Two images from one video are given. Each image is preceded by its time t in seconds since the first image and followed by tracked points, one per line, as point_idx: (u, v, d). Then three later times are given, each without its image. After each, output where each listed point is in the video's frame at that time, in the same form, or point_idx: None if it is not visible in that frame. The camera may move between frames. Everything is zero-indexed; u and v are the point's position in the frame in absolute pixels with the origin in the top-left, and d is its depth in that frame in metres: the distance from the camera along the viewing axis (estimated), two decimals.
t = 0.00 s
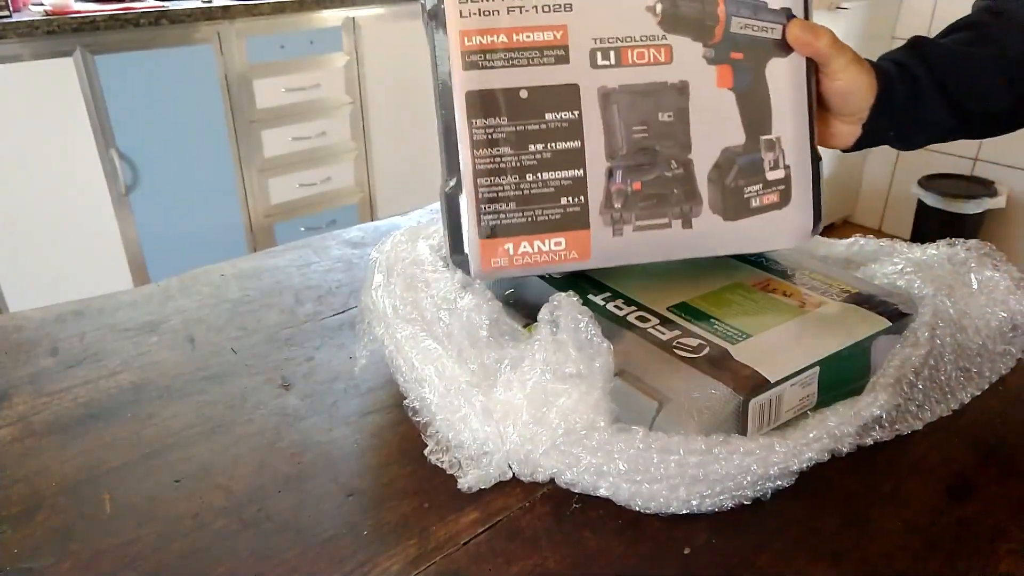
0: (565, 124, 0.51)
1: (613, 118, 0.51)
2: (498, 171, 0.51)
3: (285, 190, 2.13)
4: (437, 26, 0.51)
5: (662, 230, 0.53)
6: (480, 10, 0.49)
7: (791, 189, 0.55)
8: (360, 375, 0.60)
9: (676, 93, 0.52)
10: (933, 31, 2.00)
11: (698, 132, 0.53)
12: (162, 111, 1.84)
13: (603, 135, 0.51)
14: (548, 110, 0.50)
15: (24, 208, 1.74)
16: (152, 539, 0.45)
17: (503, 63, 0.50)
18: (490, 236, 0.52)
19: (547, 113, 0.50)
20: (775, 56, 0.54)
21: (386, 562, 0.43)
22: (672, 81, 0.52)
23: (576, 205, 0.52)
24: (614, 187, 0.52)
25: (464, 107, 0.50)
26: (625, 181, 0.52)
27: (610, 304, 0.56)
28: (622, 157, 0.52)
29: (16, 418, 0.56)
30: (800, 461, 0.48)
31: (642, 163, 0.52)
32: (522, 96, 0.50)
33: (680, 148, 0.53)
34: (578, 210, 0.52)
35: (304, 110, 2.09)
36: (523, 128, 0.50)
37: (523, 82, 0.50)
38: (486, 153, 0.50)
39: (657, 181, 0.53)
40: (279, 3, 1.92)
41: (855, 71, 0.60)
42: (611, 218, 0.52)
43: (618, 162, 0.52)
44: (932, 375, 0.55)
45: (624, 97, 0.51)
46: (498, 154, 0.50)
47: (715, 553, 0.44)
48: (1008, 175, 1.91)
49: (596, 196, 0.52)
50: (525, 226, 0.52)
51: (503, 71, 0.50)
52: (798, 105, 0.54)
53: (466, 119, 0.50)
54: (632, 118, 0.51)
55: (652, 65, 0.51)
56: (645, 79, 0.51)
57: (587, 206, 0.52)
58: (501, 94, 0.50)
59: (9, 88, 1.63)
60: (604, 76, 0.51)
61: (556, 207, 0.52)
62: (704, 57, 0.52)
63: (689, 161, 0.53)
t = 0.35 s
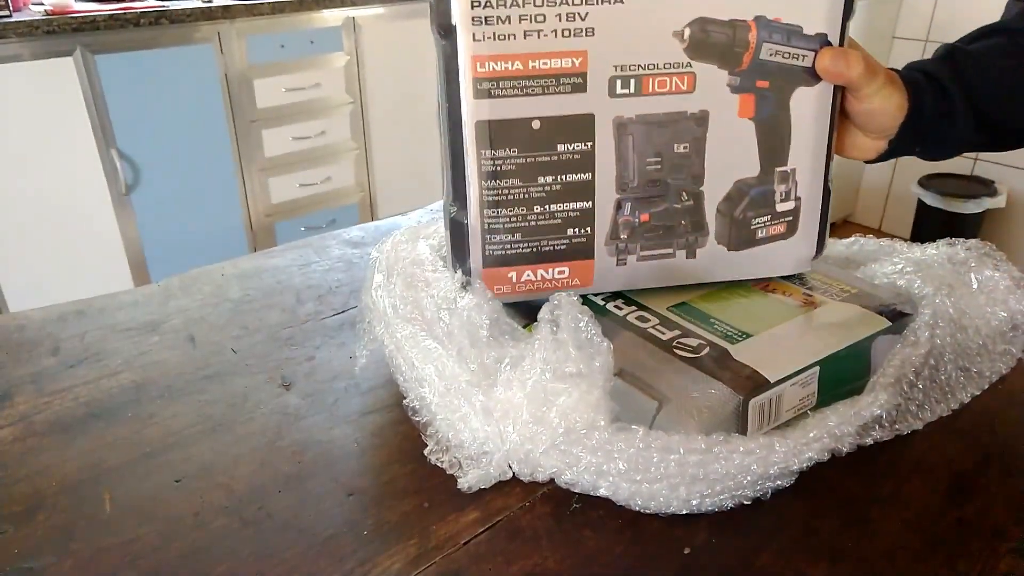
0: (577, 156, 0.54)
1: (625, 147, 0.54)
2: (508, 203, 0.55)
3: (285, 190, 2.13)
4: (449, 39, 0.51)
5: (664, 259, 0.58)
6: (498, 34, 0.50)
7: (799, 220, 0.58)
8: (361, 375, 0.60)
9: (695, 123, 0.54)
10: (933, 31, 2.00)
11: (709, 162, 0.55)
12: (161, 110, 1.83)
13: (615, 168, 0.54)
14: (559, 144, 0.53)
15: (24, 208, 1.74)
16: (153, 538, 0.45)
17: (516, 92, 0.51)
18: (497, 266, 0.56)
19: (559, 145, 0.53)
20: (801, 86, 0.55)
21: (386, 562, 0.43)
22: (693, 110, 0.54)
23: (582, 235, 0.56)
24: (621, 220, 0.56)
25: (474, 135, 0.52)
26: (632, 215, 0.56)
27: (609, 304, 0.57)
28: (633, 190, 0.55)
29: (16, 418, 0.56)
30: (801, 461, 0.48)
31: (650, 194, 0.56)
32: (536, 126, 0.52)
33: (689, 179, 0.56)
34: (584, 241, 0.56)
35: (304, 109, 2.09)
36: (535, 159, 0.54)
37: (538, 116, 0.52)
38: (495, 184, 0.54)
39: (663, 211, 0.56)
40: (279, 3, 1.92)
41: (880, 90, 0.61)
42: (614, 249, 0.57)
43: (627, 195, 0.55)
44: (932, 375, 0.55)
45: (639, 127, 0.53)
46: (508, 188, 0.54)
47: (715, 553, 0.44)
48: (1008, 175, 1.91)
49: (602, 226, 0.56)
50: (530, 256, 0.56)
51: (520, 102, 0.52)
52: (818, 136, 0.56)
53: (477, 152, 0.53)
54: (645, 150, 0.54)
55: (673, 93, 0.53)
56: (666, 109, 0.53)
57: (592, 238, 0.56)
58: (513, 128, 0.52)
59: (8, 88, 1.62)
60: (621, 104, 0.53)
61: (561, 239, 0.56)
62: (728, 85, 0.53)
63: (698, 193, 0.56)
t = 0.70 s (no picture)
0: (582, 169, 0.54)
1: (631, 164, 0.54)
2: (512, 214, 0.55)
3: (285, 189, 2.13)
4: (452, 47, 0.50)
5: (665, 269, 0.58)
6: (505, 47, 0.50)
7: (802, 232, 0.59)
8: (361, 374, 0.60)
9: (703, 136, 0.54)
10: (933, 32, 2.00)
11: (715, 175, 0.56)
12: (162, 110, 1.83)
13: (622, 183, 0.55)
14: (566, 160, 0.53)
15: (24, 207, 1.73)
16: (153, 537, 0.45)
17: (522, 105, 0.51)
18: (499, 274, 0.57)
19: (565, 158, 0.53)
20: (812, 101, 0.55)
21: (386, 562, 0.43)
22: (700, 126, 0.54)
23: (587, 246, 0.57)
24: (626, 232, 0.56)
25: (479, 148, 0.52)
26: (637, 226, 0.56)
27: (611, 305, 0.58)
28: (638, 203, 0.55)
29: (16, 417, 0.56)
30: (802, 460, 0.48)
31: (655, 207, 0.56)
32: (543, 140, 0.53)
33: (695, 191, 0.56)
34: (588, 252, 0.57)
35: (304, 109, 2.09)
36: (541, 172, 0.54)
37: (545, 129, 0.52)
38: (499, 197, 0.54)
39: (667, 223, 0.57)
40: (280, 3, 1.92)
41: (902, 94, 0.59)
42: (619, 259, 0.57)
43: (632, 207, 0.56)
44: (933, 375, 0.55)
45: (646, 142, 0.53)
46: (513, 201, 0.54)
47: (715, 553, 0.44)
48: (1008, 176, 1.91)
49: (607, 237, 0.56)
50: (533, 265, 0.57)
51: (526, 114, 0.52)
52: (826, 153, 0.57)
53: (481, 166, 0.53)
54: (653, 164, 0.54)
55: (683, 107, 0.53)
56: (675, 124, 0.53)
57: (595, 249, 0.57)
58: (519, 141, 0.52)
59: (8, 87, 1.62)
60: (629, 119, 0.52)
61: (565, 248, 0.56)
62: (739, 99, 0.53)
63: (702, 206, 0.57)
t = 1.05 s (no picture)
0: (588, 147, 0.57)
1: (634, 144, 0.56)
2: (522, 185, 0.58)
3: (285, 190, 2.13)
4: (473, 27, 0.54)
5: (669, 249, 0.60)
6: (517, 29, 0.53)
7: (810, 225, 0.59)
8: (361, 374, 0.60)
9: (706, 123, 0.55)
10: (933, 33, 2.00)
11: (718, 161, 0.57)
12: (162, 109, 1.84)
13: (626, 161, 0.57)
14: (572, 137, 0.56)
15: (24, 207, 1.73)
16: (153, 537, 0.45)
17: (534, 85, 0.55)
18: (508, 241, 0.61)
19: (571, 137, 0.56)
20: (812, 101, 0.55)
21: (386, 562, 0.43)
22: (703, 114, 0.55)
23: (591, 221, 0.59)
24: (631, 209, 0.59)
25: (494, 122, 0.56)
26: (642, 204, 0.59)
27: (610, 304, 0.57)
28: (642, 183, 0.58)
29: (16, 417, 0.56)
30: (802, 460, 0.47)
31: (659, 187, 0.58)
32: (550, 117, 0.56)
33: (698, 176, 0.57)
34: (593, 227, 0.59)
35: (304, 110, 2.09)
36: (548, 149, 0.57)
37: (553, 106, 0.55)
38: (512, 169, 0.58)
39: (671, 205, 0.59)
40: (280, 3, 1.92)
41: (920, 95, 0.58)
42: (622, 235, 0.60)
43: (636, 186, 0.58)
44: (933, 376, 0.55)
45: (650, 125, 0.55)
46: (523, 170, 0.58)
47: (715, 553, 0.43)
48: (1008, 177, 1.91)
49: (611, 213, 0.59)
50: (542, 236, 0.60)
51: (536, 92, 0.55)
52: (826, 153, 0.57)
53: (495, 136, 0.57)
54: (655, 148, 0.56)
55: (685, 94, 0.54)
56: (677, 109, 0.55)
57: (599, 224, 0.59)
58: (528, 113, 0.56)
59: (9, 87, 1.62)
60: (633, 102, 0.55)
61: (571, 222, 0.59)
62: (741, 88, 0.54)
63: (706, 191, 0.58)
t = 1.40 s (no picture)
0: (587, 153, 0.57)
1: (632, 149, 0.56)
2: (520, 191, 0.59)
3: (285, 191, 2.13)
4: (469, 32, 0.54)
5: (669, 254, 0.60)
6: (515, 37, 0.53)
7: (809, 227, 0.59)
8: (361, 375, 0.60)
9: (706, 129, 0.56)
10: (933, 33, 2.00)
11: (717, 166, 0.57)
12: (162, 110, 1.84)
13: (625, 167, 0.57)
14: (570, 144, 0.56)
15: (24, 208, 1.73)
16: (152, 538, 0.45)
17: (531, 92, 0.55)
18: (508, 247, 0.61)
19: (570, 143, 0.56)
20: (813, 101, 0.55)
21: (386, 562, 0.43)
22: (703, 120, 0.55)
23: (591, 226, 0.60)
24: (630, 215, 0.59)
25: (491, 130, 0.56)
26: (641, 210, 0.59)
27: (610, 305, 0.57)
28: (640, 189, 0.58)
29: (16, 418, 0.56)
30: (802, 460, 0.47)
31: (658, 193, 0.58)
32: (548, 124, 0.56)
33: (698, 181, 0.58)
34: (592, 232, 0.60)
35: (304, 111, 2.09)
36: (547, 155, 0.57)
37: (552, 114, 0.55)
38: (511, 175, 0.58)
39: (671, 210, 0.59)
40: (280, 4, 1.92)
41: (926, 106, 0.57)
42: (623, 241, 0.60)
43: (636, 192, 0.58)
44: (933, 377, 0.55)
45: (649, 130, 0.56)
46: (522, 177, 0.58)
47: (715, 553, 0.44)
48: (1008, 177, 1.91)
49: (611, 218, 0.59)
50: (541, 241, 0.60)
51: (534, 100, 0.55)
52: (826, 152, 0.57)
53: (493, 143, 0.57)
54: (654, 154, 0.56)
55: (684, 100, 0.55)
56: (675, 115, 0.55)
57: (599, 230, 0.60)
58: (526, 121, 0.56)
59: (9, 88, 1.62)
60: (632, 108, 0.55)
61: (570, 227, 0.60)
62: (741, 95, 0.54)
63: (706, 196, 0.58)
